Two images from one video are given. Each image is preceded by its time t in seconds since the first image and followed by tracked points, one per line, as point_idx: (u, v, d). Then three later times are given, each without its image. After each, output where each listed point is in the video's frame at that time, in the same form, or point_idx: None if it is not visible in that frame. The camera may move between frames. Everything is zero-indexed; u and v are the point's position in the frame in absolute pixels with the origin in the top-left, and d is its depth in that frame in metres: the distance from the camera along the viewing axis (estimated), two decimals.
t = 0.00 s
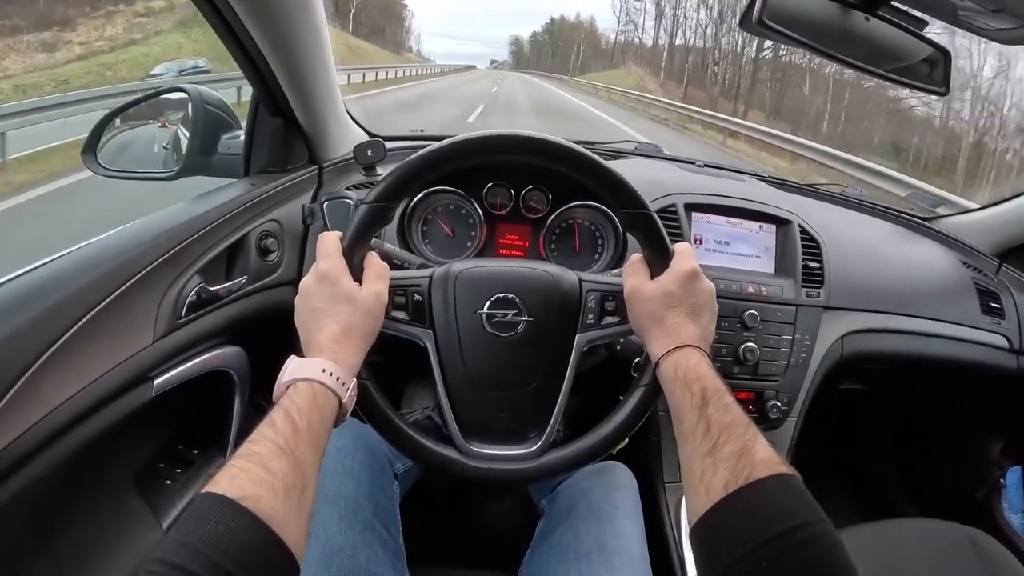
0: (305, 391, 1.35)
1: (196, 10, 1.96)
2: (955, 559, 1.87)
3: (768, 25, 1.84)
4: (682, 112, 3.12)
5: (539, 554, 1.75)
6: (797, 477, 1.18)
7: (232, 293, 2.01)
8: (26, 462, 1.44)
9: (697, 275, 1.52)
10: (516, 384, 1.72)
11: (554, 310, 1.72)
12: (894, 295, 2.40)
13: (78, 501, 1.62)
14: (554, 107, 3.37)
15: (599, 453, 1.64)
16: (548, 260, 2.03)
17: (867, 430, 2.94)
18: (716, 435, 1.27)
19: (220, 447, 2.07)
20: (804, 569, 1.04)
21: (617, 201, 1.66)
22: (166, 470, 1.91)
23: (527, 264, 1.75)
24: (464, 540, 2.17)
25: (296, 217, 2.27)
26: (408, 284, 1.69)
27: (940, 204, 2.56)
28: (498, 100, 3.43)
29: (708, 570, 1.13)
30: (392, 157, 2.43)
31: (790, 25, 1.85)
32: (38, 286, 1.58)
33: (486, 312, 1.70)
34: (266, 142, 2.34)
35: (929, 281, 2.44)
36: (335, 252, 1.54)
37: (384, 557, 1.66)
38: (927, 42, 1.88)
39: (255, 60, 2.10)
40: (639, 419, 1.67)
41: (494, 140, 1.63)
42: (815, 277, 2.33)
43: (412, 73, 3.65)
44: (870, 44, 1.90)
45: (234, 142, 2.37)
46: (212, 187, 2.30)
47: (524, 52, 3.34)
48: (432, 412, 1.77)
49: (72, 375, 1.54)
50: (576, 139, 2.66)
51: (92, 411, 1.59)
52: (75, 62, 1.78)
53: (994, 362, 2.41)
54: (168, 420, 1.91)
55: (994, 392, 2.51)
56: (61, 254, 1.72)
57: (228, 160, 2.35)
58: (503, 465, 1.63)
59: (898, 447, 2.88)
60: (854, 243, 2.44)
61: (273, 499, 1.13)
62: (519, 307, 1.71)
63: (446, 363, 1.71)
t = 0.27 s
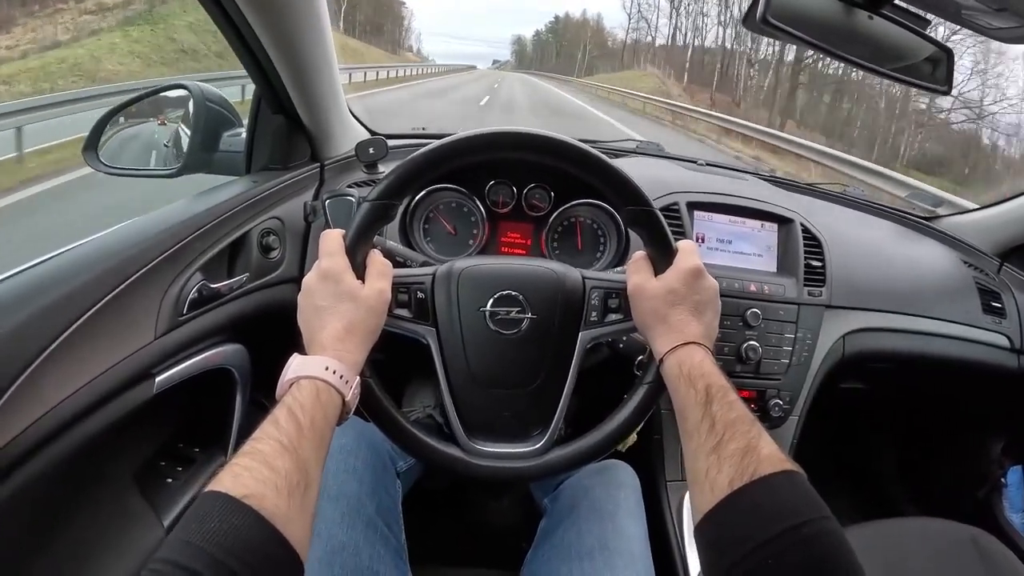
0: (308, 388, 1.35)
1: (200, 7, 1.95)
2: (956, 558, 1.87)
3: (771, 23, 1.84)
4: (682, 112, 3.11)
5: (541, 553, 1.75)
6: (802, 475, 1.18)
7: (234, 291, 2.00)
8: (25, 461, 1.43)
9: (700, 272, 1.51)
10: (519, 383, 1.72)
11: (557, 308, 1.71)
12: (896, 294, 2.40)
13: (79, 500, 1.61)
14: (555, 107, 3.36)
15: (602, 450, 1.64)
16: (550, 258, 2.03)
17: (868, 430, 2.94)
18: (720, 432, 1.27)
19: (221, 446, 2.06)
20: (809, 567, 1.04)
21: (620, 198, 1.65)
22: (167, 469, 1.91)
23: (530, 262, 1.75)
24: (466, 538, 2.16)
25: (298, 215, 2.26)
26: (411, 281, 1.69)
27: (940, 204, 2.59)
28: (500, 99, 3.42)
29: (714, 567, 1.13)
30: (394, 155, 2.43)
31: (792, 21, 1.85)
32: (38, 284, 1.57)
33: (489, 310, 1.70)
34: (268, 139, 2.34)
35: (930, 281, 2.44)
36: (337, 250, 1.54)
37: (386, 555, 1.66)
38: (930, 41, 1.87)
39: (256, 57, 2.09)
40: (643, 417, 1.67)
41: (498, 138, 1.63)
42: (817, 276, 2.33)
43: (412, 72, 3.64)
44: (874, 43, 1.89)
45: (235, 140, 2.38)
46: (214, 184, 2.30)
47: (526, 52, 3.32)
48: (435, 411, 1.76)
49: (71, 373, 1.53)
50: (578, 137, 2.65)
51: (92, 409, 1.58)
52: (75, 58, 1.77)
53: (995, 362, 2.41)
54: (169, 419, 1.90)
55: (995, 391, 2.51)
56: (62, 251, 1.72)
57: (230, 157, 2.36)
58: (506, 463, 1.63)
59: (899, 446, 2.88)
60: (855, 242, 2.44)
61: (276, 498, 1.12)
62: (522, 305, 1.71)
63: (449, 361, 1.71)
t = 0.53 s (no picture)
0: (308, 383, 1.34)
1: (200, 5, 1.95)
2: (956, 556, 1.87)
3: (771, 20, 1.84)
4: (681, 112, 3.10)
5: (541, 551, 1.75)
6: (804, 474, 1.18)
7: (233, 289, 2.00)
8: (23, 459, 1.43)
9: (701, 272, 1.51)
10: (519, 381, 1.71)
11: (557, 305, 1.71)
12: (896, 293, 2.39)
13: (77, 497, 1.61)
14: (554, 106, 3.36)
15: (603, 448, 1.63)
16: (550, 255, 2.03)
17: (867, 429, 2.94)
18: (721, 431, 1.27)
19: (220, 444, 2.06)
20: (811, 566, 1.03)
21: (620, 195, 1.65)
22: (165, 467, 1.91)
23: (529, 259, 1.74)
24: (465, 536, 2.16)
25: (298, 213, 2.26)
26: (411, 278, 1.68)
27: (940, 203, 2.59)
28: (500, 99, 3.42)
29: (715, 566, 1.12)
30: (394, 153, 2.43)
31: (792, 19, 1.84)
32: (37, 281, 1.57)
33: (489, 308, 1.70)
34: (268, 137, 2.34)
35: (930, 279, 2.44)
36: (338, 245, 1.54)
37: (385, 553, 1.65)
38: (931, 39, 1.87)
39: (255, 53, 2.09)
40: (643, 415, 1.66)
41: (499, 135, 1.62)
42: (818, 275, 2.33)
43: (411, 72, 3.63)
44: (874, 41, 1.89)
45: (235, 138, 2.36)
46: (213, 182, 2.30)
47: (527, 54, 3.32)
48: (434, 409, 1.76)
49: (70, 371, 1.53)
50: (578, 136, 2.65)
51: (91, 407, 1.58)
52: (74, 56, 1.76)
53: (995, 361, 2.41)
54: (168, 417, 1.90)
55: (995, 390, 2.51)
56: (60, 249, 1.71)
57: (229, 155, 2.35)
58: (507, 462, 1.62)
59: (898, 446, 2.87)
60: (856, 241, 2.44)
61: (275, 492, 1.12)
62: (522, 303, 1.70)
63: (449, 360, 1.70)
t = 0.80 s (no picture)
0: (309, 384, 1.35)
1: (202, 8, 1.97)
2: (953, 557, 1.87)
3: (771, 24, 1.85)
4: (683, 110, 3.10)
5: (541, 552, 1.76)
6: (802, 477, 1.19)
7: (235, 291, 2.01)
8: (26, 460, 1.44)
9: (701, 275, 1.52)
10: (519, 383, 1.72)
11: (557, 307, 1.72)
12: (895, 296, 2.40)
13: (80, 497, 1.62)
14: (555, 107, 3.36)
15: (603, 449, 1.64)
16: (550, 258, 2.04)
17: (866, 431, 2.95)
18: (720, 434, 1.27)
19: (222, 445, 2.07)
20: (808, 568, 1.04)
21: (620, 198, 1.66)
22: (168, 468, 1.91)
23: (530, 262, 1.75)
24: (466, 536, 2.17)
25: (299, 214, 2.26)
26: (412, 280, 1.69)
27: (940, 206, 2.59)
28: (501, 99, 3.42)
29: (713, 567, 1.13)
30: (395, 155, 2.44)
31: (792, 23, 1.85)
32: (40, 283, 1.57)
33: (490, 310, 1.70)
34: (270, 138, 2.35)
35: (929, 282, 2.45)
36: (339, 247, 1.54)
37: (386, 553, 1.66)
38: (930, 43, 1.87)
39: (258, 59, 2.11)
40: (642, 416, 1.67)
41: (501, 139, 1.63)
42: (817, 277, 2.34)
43: (411, 73, 3.63)
44: (873, 45, 1.90)
45: (237, 139, 2.39)
46: (215, 183, 2.32)
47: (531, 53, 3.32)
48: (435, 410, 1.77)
49: (73, 372, 1.54)
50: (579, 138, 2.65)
51: (93, 407, 1.58)
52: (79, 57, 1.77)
53: (994, 363, 2.42)
54: (171, 418, 1.91)
55: (993, 392, 2.52)
56: (64, 250, 1.72)
57: (231, 156, 2.38)
58: (508, 463, 1.63)
59: (897, 448, 2.88)
60: (855, 244, 2.45)
61: (277, 493, 1.13)
62: (522, 305, 1.71)
63: (450, 362, 1.71)
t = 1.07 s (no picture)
0: (306, 386, 1.36)
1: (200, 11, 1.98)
2: (949, 558, 1.88)
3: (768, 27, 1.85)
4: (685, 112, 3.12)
5: (537, 553, 1.76)
6: (795, 479, 1.19)
7: (233, 292, 2.02)
8: (26, 460, 1.44)
9: (696, 277, 1.53)
10: (516, 384, 1.73)
11: (553, 309, 1.73)
12: (893, 297, 2.41)
13: (79, 497, 1.63)
14: (554, 108, 3.36)
15: (600, 450, 1.65)
16: (547, 260, 2.04)
17: (864, 433, 2.95)
18: (714, 436, 1.28)
19: (220, 445, 2.08)
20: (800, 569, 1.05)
21: (616, 201, 1.67)
22: (166, 468, 1.92)
23: (526, 264, 1.76)
24: (463, 537, 2.18)
25: (297, 216, 2.28)
26: (408, 283, 1.70)
27: (938, 208, 2.60)
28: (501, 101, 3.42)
29: (707, 569, 1.13)
30: (393, 157, 2.45)
31: (789, 25, 1.85)
32: (39, 284, 1.58)
33: (486, 312, 1.71)
34: (269, 139, 2.36)
35: (927, 284, 2.45)
36: (337, 250, 1.55)
37: (383, 554, 1.67)
38: (928, 45, 1.87)
39: (257, 59, 2.12)
40: (638, 418, 1.68)
41: (497, 142, 1.64)
42: (814, 279, 2.34)
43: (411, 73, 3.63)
44: (870, 47, 1.90)
45: (236, 141, 2.40)
46: (214, 185, 2.32)
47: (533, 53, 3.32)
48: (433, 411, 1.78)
49: (72, 372, 1.54)
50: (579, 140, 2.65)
51: (91, 408, 1.59)
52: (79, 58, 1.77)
53: (992, 365, 2.42)
54: (169, 419, 1.92)
55: (990, 394, 2.52)
56: (64, 252, 1.73)
57: (230, 158, 2.38)
58: (504, 464, 1.64)
59: (894, 450, 2.89)
60: (852, 246, 2.45)
61: (273, 494, 1.14)
62: (519, 307, 1.72)
63: (447, 364, 1.72)
